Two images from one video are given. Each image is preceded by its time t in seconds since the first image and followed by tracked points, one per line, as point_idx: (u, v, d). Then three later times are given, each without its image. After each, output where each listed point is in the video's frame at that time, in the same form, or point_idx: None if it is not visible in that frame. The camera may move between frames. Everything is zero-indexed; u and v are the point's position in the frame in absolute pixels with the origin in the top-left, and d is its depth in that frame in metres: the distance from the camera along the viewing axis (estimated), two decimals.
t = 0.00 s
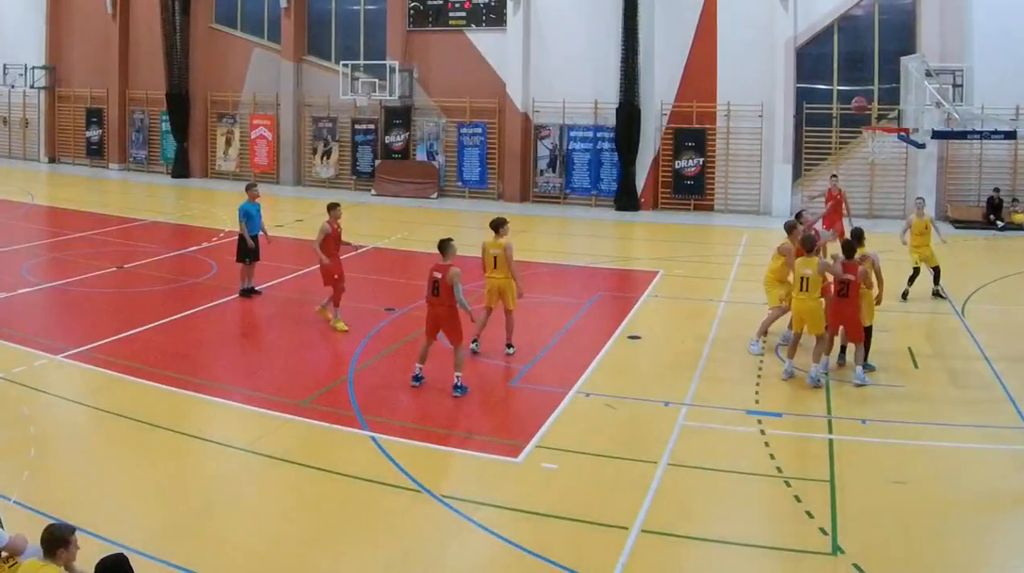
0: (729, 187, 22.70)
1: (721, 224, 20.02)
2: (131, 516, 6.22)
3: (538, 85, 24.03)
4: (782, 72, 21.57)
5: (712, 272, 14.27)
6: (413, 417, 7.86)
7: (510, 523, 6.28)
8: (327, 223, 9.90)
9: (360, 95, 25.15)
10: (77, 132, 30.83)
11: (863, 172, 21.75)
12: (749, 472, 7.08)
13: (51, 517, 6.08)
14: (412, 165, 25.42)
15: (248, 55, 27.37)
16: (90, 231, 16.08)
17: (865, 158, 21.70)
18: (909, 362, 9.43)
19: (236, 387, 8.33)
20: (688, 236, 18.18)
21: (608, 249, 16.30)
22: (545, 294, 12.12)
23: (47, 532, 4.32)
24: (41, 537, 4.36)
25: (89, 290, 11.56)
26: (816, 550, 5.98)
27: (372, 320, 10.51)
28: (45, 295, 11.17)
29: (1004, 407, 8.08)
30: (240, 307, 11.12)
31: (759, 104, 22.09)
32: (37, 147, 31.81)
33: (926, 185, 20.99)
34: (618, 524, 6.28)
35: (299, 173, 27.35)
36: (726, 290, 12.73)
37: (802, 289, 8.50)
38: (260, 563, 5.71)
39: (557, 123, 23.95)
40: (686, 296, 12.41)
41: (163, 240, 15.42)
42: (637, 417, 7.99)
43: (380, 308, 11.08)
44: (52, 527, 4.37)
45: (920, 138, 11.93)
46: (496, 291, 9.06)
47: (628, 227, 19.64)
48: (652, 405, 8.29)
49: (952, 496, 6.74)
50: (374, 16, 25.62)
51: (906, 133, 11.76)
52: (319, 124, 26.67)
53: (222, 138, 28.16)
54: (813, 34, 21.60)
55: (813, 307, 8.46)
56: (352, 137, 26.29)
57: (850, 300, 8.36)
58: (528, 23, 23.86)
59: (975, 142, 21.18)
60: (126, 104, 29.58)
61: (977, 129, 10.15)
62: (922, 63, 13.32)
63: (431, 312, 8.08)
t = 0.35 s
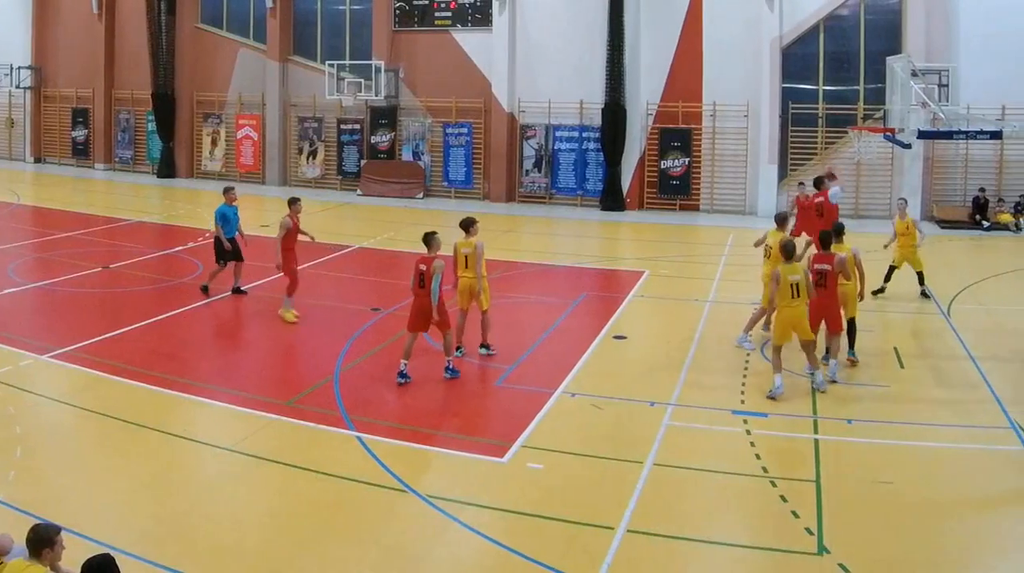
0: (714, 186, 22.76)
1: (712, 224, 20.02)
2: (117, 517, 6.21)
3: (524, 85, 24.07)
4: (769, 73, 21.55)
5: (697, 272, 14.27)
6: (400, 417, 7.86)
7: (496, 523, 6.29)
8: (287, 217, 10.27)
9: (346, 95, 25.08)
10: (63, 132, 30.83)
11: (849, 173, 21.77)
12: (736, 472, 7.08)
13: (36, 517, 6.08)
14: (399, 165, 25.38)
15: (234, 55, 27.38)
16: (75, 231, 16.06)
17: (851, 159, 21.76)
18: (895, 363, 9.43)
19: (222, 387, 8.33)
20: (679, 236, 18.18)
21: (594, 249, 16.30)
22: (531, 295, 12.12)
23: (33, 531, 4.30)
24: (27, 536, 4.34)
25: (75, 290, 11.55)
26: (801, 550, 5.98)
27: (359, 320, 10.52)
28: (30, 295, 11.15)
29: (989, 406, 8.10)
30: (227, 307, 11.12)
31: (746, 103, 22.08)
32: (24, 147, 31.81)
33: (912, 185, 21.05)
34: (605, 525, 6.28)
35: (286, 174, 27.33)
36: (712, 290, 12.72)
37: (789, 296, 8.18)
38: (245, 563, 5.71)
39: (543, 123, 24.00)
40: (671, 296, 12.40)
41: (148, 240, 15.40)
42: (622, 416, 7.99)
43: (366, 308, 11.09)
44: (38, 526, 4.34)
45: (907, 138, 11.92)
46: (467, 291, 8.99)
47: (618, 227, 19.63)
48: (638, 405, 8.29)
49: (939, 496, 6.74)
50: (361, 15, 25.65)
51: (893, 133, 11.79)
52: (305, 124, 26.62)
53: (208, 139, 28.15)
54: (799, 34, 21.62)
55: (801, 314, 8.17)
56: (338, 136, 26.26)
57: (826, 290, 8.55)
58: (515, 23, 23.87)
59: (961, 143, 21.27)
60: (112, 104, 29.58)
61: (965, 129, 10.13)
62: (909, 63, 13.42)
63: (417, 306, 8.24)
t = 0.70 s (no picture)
0: (701, 187, 22.88)
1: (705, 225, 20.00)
2: (104, 517, 6.21)
3: (511, 86, 24.11)
4: (755, 72, 21.80)
5: (684, 272, 14.26)
6: (386, 417, 7.86)
7: (484, 523, 6.29)
8: (258, 224, 10.69)
9: (333, 95, 25.05)
10: (50, 132, 30.82)
11: (836, 173, 21.92)
12: (723, 472, 7.08)
13: (24, 517, 6.09)
14: (388, 165, 25.39)
15: (221, 55, 27.37)
16: (62, 231, 16.05)
17: (838, 158, 21.89)
18: (880, 362, 9.45)
19: (209, 387, 8.33)
20: (670, 236, 18.19)
21: (581, 249, 16.29)
22: (517, 295, 12.11)
23: (19, 530, 4.25)
24: (13, 535, 4.29)
25: (63, 290, 11.55)
26: (788, 550, 5.98)
27: (346, 320, 10.52)
28: (17, 295, 11.15)
29: (976, 405, 8.10)
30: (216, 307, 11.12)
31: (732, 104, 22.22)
32: (11, 148, 31.79)
33: (899, 184, 21.14)
34: (592, 524, 6.29)
35: (273, 174, 27.29)
36: (699, 290, 12.72)
37: (751, 292, 8.01)
38: (232, 563, 5.70)
39: (530, 123, 24.05)
40: (658, 296, 12.40)
41: (134, 240, 15.40)
42: (609, 416, 7.98)
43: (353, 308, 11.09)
44: (25, 526, 4.30)
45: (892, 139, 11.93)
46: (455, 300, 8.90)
47: (607, 227, 19.64)
48: (624, 405, 8.29)
49: (926, 496, 6.75)
50: (348, 15, 25.66)
51: (879, 134, 11.80)
52: (292, 124, 26.60)
53: (195, 138, 28.11)
54: (786, 34, 21.77)
55: (763, 311, 8.00)
56: (325, 137, 26.22)
57: (817, 293, 8.46)
58: (502, 23, 23.89)
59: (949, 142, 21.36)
60: (99, 103, 29.55)
61: (948, 129, 10.15)
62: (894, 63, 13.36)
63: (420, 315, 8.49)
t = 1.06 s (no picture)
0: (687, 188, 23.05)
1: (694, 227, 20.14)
2: (90, 517, 6.21)
3: (497, 85, 24.14)
4: (740, 73, 21.89)
5: (670, 272, 14.26)
6: (372, 416, 7.87)
7: (469, 523, 6.29)
8: (262, 206, 10.96)
9: (319, 95, 25.06)
10: (37, 132, 30.79)
11: (822, 174, 22.09)
12: (709, 472, 7.08)
13: (9, 517, 6.09)
14: (373, 165, 25.39)
15: (207, 54, 27.37)
16: (49, 231, 16.07)
17: (824, 159, 22.07)
18: (865, 362, 9.46)
19: (197, 387, 8.32)
20: (661, 236, 18.21)
21: (568, 249, 16.30)
22: (504, 295, 12.11)
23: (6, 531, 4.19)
24: None
25: (50, 289, 11.56)
26: (774, 550, 5.98)
27: (333, 320, 10.52)
28: (5, 295, 11.15)
29: (962, 405, 8.12)
30: (205, 307, 11.12)
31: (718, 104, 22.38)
32: None
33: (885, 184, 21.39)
34: (578, 524, 6.28)
35: (258, 174, 27.32)
36: (685, 290, 12.72)
37: (719, 287, 8.07)
38: (218, 563, 5.71)
39: (516, 123, 24.09)
40: (643, 296, 12.40)
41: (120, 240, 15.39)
42: (594, 416, 7.98)
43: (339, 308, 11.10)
44: (11, 526, 4.25)
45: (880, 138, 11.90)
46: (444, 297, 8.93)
47: (597, 227, 19.67)
48: (610, 405, 8.29)
49: (912, 496, 6.75)
50: (334, 15, 25.66)
51: (867, 134, 11.78)
52: (277, 124, 26.60)
53: (181, 138, 28.11)
54: (771, 35, 21.93)
55: (729, 307, 8.06)
56: (311, 136, 26.23)
57: (803, 293, 8.44)
58: (488, 22, 23.91)
59: (934, 143, 21.58)
60: (84, 103, 29.55)
61: (933, 129, 10.13)
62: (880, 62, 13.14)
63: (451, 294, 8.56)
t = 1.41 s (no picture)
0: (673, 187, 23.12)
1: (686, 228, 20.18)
2: (78, 517, 6.21)
3: (484, 86, 24.17)
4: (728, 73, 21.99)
5: (657, 272, 14.26)
6: (358, 417, 7.87)
7: (456, 524, 6.29)
8: (277, 210, 11.07)
9: (306, 95, 25.06)
10: (24, 132, 30.75)
11: (809, 173, 22.17)
12: (697, 472, 7.08)
13: None
14: (360, 165, 25.36)
15: (194, 54, 27.37)
16: (36, 231, 16.05)
17: (811, 158, 22.15)
18: (853, 362, 9.45)
19: (185, 387, 8.32)
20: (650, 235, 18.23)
21: (556, 249, 16.30)
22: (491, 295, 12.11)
23: None
24: None
25: (37, 289, 11.55)
26: (761, 550, 5.98)
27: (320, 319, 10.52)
28: None
29: (949, 405, 8.12)
30: (194, 307, 11.12)
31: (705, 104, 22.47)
32: None
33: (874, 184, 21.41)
34: (565, 524, 6.28)
35: (245, 174, 27.33)
36: (672, 290, 12.73)
37: (700, 293, 8.26)
38: (206, 562, 5.71)
39: (503, 123, 24.12)
40: (630, 296, 12.40)
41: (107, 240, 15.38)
42: (581, 417, 7.98)
43: (327, 308, 11.10)
44: None
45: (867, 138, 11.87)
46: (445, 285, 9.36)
47: (585, 227, 19.67)
48: (597, 405, 8.29)
49: (900, 496, 6.75)
50: (321, 15, 25.68)
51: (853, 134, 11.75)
52: (265, 124, 26.63)
53: (168, 138, 28.07)
54: (757, 36, 22.01)
55: (712, 312, 8.26)
56: (298, 136, 26.22)
57: (788, 297, 8.40)
58: (475, 22, 23.91)
59: (921, 143, 21.71)
60: (71, 104, 29.53)
61: (921, 129, 10.13)
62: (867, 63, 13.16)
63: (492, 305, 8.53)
